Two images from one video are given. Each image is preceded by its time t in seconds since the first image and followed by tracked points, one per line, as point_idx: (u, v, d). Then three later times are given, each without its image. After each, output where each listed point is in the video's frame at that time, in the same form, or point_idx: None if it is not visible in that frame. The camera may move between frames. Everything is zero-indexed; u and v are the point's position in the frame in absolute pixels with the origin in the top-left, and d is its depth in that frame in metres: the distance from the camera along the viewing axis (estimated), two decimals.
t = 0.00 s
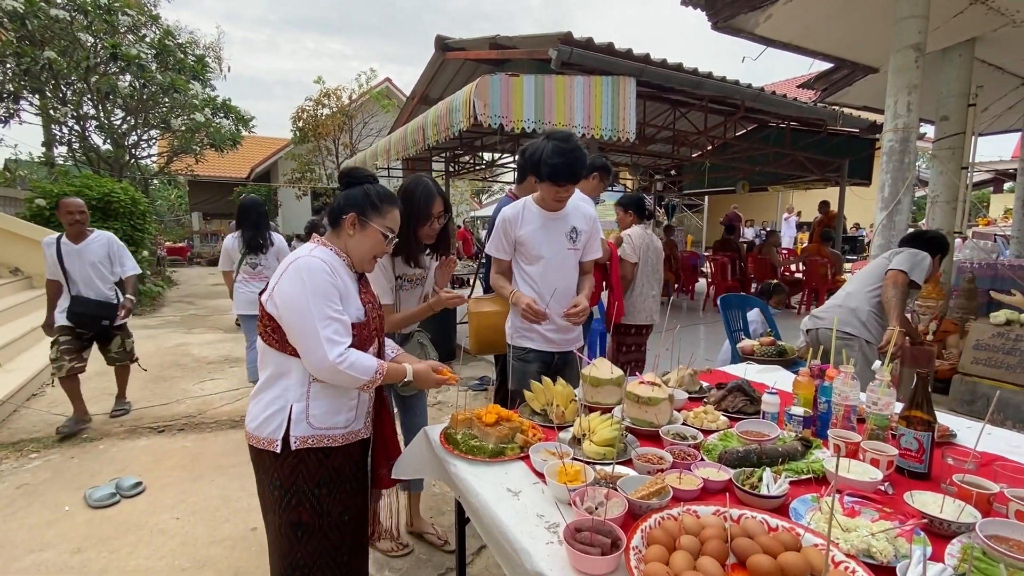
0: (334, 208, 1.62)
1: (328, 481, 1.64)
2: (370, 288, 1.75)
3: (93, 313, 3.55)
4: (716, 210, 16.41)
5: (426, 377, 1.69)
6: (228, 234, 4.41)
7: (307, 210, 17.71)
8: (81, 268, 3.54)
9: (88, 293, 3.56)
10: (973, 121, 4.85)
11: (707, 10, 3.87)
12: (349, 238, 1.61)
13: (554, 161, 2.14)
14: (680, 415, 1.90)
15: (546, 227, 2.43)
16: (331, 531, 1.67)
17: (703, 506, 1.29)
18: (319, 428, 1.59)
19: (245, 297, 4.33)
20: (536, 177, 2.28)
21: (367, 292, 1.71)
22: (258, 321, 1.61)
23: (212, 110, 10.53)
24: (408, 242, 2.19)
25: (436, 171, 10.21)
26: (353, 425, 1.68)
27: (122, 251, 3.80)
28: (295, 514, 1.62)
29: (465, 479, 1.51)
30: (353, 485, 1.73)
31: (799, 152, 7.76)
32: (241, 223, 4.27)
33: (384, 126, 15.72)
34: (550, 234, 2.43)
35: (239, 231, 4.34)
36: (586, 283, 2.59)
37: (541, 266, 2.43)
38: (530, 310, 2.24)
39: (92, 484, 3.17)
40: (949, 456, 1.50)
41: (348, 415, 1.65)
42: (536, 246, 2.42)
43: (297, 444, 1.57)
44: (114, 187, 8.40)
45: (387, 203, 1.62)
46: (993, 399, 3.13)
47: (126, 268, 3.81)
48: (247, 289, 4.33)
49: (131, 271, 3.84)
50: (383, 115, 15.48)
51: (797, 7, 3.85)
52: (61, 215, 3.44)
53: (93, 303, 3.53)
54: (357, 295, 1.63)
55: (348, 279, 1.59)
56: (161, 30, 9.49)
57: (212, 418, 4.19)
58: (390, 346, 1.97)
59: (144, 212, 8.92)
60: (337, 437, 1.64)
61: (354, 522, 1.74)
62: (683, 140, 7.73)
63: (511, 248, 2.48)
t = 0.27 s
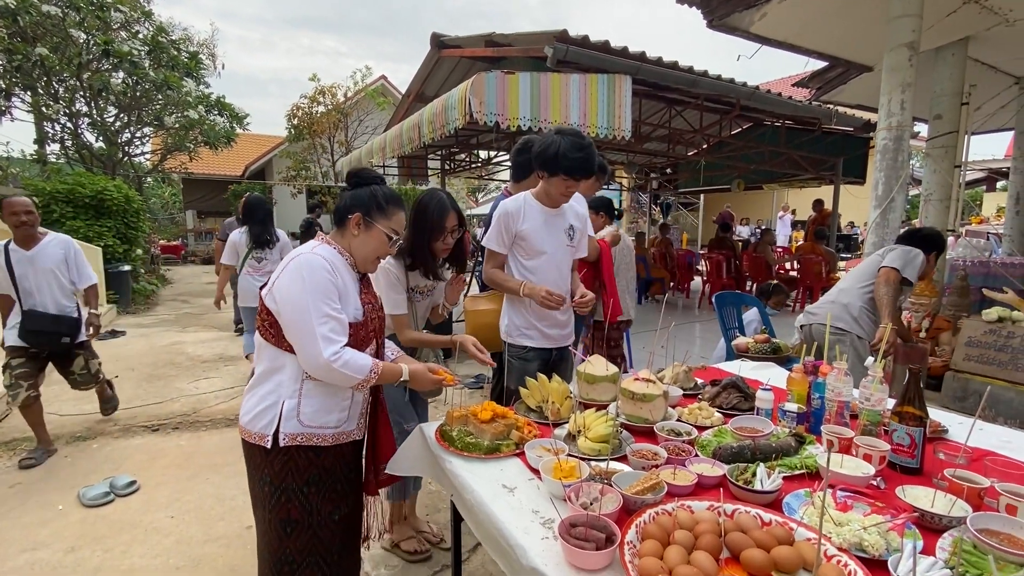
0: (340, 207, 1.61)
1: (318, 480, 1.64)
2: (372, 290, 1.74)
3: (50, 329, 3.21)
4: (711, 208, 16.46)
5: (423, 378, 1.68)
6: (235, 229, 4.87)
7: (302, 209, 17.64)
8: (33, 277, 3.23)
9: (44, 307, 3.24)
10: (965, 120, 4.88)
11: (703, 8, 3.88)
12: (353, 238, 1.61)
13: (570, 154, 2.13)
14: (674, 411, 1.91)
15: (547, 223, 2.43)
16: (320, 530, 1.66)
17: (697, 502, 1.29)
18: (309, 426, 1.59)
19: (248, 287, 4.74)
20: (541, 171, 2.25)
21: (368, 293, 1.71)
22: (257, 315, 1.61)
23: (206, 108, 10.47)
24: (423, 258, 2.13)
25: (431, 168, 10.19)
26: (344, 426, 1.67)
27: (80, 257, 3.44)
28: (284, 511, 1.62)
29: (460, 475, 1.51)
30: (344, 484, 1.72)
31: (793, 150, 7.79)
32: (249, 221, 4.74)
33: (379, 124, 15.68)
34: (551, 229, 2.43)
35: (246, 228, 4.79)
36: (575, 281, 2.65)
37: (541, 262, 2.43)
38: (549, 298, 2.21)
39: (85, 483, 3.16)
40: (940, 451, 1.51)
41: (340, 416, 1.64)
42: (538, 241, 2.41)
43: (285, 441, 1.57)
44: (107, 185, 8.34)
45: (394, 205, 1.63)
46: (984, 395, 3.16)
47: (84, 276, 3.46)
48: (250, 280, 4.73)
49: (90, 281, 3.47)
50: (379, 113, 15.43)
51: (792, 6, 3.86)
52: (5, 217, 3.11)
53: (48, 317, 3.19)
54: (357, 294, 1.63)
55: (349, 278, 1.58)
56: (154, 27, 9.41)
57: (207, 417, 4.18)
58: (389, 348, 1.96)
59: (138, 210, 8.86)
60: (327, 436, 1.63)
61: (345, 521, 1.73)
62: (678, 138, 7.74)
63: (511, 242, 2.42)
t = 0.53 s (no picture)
0: (338, 206, 1.60)
1: (310, 477, 1.63)
2: (371, 289, 1.74)
3: None
4: (706, 206, 16.50)
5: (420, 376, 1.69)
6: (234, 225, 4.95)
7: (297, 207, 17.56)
8: None
9: None
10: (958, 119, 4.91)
11: (697, 6, 3.89)
12: (351, 237, 1.60)
13: (567, 151, 2.14)
14: (667, 409, 1.92)
15: (541, 221, 2.43)
16: (312, 527, 1.66)
17: (690, 497, 1.30)
18: (301, 424, 1.58)
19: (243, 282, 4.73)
20: (536, 167, 2.25)
21: (366, 292, 1.70)
22: (252, 312, 1.60)
23: (199, 105, 10.40)
24: (430, 273, 2.10)
25: (427, 166, 10.16)
26: (336, 425, 1.66)
27: (41, 258, 2.98)
28: (276, 508, 1.61)
29: (455, 472, 1.51)
30: (337, 483, 1.71)
31: (788, 149, 7.82)
32: (246, 217, 4.81)
33: (375, 121, 15.62)
34: (546, 226, 2.44)
35: (244, 224, 4.87)
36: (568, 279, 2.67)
37: (536, 260, 2.44)
38: (560, 295, 2.22)
39: (78, 482, 3.13)
40: (931, 447, 1.52)
41: (333, 415, 1.63)
42: (532, 239, 2.41)
43: (277, 438, 1.56)
44: (100, 182, 8.28)
45: (393, 206, 1.63)
46: (975, 392, 3.18)
47: (48, 277, 3.01)
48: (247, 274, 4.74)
49: (57, 284, 3.04)
50: (374, 111, 15.37)
51: (787, 5, 3.88)
52: None
53: None
54: (353, 292, 1.62)
55: (345, 276, 1.58)
56: (147, 23, 9.32)
57: (201, 415, 4.16)
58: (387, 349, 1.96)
59: (131, 208, 8.79)
60: (319, 435, 1.62)
61: (338, 519, 1.73)
62: (673, 137, 7.75)
63: (507, 240, 2.39)
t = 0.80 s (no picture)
0: (331, 203, 1.60)
1: (305, 475, 1.63)
2: (365, 286, 1.74)
3: None
4: (702, 205, 16.56)
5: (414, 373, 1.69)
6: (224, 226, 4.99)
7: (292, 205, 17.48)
8: None
9: None
10: (951, 118, 4.94)
11: (693, 4, 3.89)
12: (344, 234, 1.59)
13: (559, 150, 2.13)
14: (663, 406, 1.93)
15: (537, 218, 2.44)
16: (307, 526, 1.65)
17: (686, 494, 1.30)
18: (296, 422, 1.57)
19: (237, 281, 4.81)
20: (530, 165, 2.25)
21: (360, 289, 1.69)
22: (246, 311, 1.59)
23: (193, 102, 10.33)
24: (433, 277, 2.09)
25: (423, 164, 10.14)
26: (331, 423, 1.66)
27: None
28: (271, 506, 1.61)
29: (450, 470, 1.51)
30: (333, 481, 1.71)
31: (783, 147, 7.85)
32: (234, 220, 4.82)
33: (370, 119, 15.57)
34: (541, 224, 2.46)
35: (233, 226, 4.89)
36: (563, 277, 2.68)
37: (532, 258, 2.45)
38: (563, 301, 2.20)
39: (71, 481, 3.12)
40: (924, 443, 1.53)
41: (328, 413, 1.63)
42: (528, 237, 2.42)
43: (271, 436, 1.56)
44: (93, 180, 8.21)
45: (388, 202, 1.61)
46: (968, 388, 3.21)
47: None
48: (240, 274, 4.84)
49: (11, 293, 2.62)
50: (369, 109, 15.31)
51: (782, 3, 3.89)
52: None
53: None
54: (348, 288, 1.62)
55: (339, 273, 1.57)
56: (140, 19, 9.24)
57: (195, 414, 4.14)
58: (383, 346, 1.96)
59: (125, 206, 8.72)
60: (313, 433, 1.61)
61: (334, 518, 1.72)
62: (669, 135, 7.76)
63: (505, 237, 2.39)
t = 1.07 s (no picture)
0: (327, 200, 1.59)
1: (303, 474, 1.62)
2: (361, 282, 1.73)
3: None
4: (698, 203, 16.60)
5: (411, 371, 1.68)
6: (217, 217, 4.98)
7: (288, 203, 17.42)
8: None
9: None
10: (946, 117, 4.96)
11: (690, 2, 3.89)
12: (340, 231, 1.59)
13: (573, 147, 2.15)
14: (660, 403, 1.93)
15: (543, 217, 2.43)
16: (305, 524, 1.65)
17: (683, 491, 1.31)
18: (293, 419, 1.57)
19: (231, 273, 4.91)
20: (541, 162, 2.26)
21: (356, 286, 1.69)
22: (243, 308, 1.59)
23: (188, 99, 10.27)
24: (436, 277, 2.09)
25: (419, 162, 10.11)
26: (330, 421, 1.65)
27: None
28: (268, 505, 1.61)
29: (448, 468, 1.51)
30: (331, 479, 1.70)
31: (779, 146, 7.87)
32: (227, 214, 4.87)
33: (366, 116, 15.52)
34: (547, 223, 2.46)
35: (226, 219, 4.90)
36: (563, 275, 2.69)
37: (538, 256, 2.44)
38: (572, 301, 2.19)
39: (66, 481, 3.10)
40: (919, 440, 1.54)
41: (326, 411, 1.62)
42: (534, 235, 2.40)
43: (269, 433, 1.55)
44: (87, 177, 8.16)
45: (384, 199, 1.60)
46: (962, 385, 3.23)
47: None
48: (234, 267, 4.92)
49: None
50: (365, 106, 15.25)
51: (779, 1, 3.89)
52: None
53: None
54: (343, 285, 1.61)
55: (335, 270, 1.56)
56: (133, 15, 9.16)
57: (191, 413, 4.12)
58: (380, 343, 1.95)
59: (119, 204, 8.67)
60: (312, 430, 1.60)
61: (332, 516, 1.72)
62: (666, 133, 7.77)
63: (512, 235, 2.37)
